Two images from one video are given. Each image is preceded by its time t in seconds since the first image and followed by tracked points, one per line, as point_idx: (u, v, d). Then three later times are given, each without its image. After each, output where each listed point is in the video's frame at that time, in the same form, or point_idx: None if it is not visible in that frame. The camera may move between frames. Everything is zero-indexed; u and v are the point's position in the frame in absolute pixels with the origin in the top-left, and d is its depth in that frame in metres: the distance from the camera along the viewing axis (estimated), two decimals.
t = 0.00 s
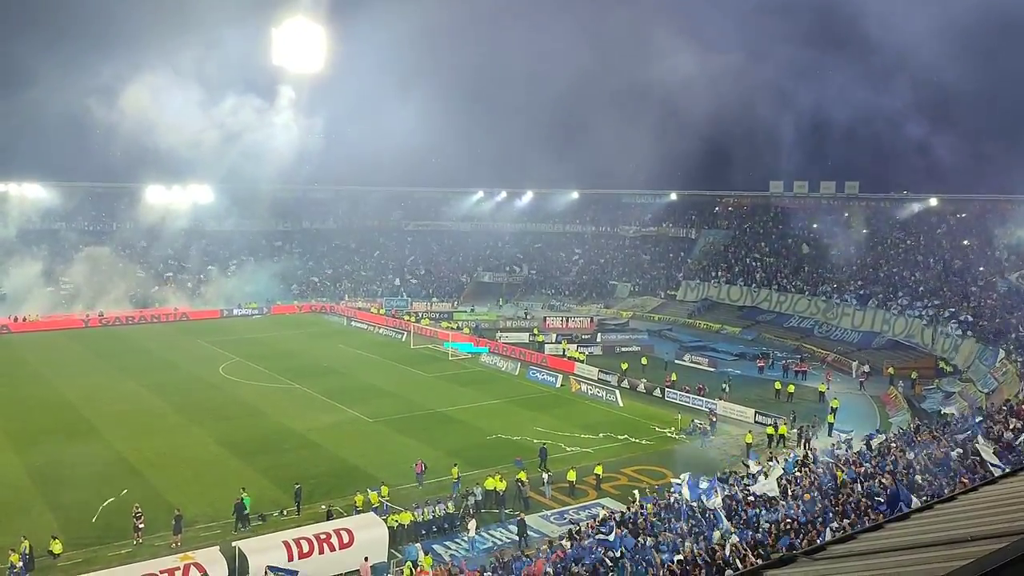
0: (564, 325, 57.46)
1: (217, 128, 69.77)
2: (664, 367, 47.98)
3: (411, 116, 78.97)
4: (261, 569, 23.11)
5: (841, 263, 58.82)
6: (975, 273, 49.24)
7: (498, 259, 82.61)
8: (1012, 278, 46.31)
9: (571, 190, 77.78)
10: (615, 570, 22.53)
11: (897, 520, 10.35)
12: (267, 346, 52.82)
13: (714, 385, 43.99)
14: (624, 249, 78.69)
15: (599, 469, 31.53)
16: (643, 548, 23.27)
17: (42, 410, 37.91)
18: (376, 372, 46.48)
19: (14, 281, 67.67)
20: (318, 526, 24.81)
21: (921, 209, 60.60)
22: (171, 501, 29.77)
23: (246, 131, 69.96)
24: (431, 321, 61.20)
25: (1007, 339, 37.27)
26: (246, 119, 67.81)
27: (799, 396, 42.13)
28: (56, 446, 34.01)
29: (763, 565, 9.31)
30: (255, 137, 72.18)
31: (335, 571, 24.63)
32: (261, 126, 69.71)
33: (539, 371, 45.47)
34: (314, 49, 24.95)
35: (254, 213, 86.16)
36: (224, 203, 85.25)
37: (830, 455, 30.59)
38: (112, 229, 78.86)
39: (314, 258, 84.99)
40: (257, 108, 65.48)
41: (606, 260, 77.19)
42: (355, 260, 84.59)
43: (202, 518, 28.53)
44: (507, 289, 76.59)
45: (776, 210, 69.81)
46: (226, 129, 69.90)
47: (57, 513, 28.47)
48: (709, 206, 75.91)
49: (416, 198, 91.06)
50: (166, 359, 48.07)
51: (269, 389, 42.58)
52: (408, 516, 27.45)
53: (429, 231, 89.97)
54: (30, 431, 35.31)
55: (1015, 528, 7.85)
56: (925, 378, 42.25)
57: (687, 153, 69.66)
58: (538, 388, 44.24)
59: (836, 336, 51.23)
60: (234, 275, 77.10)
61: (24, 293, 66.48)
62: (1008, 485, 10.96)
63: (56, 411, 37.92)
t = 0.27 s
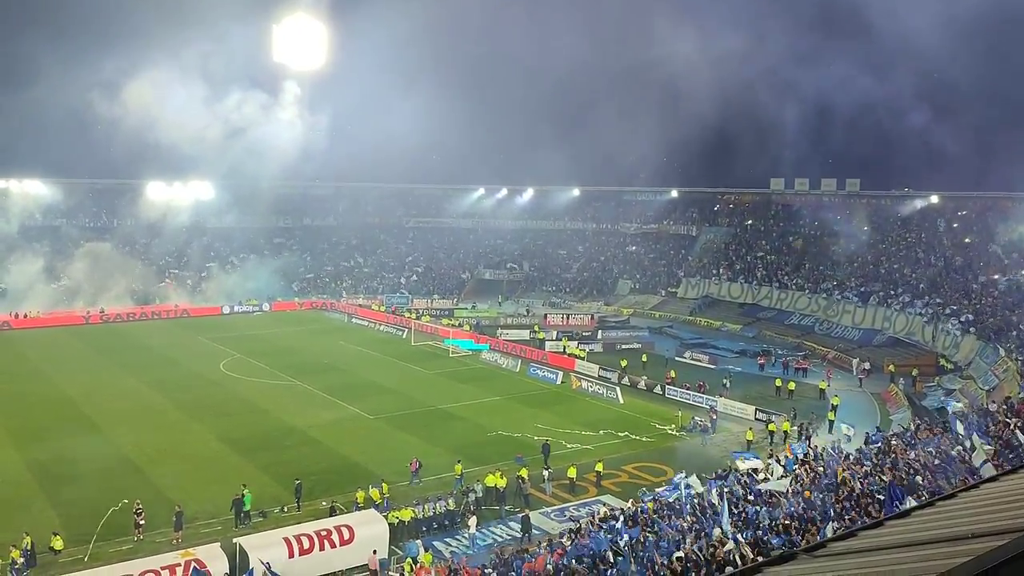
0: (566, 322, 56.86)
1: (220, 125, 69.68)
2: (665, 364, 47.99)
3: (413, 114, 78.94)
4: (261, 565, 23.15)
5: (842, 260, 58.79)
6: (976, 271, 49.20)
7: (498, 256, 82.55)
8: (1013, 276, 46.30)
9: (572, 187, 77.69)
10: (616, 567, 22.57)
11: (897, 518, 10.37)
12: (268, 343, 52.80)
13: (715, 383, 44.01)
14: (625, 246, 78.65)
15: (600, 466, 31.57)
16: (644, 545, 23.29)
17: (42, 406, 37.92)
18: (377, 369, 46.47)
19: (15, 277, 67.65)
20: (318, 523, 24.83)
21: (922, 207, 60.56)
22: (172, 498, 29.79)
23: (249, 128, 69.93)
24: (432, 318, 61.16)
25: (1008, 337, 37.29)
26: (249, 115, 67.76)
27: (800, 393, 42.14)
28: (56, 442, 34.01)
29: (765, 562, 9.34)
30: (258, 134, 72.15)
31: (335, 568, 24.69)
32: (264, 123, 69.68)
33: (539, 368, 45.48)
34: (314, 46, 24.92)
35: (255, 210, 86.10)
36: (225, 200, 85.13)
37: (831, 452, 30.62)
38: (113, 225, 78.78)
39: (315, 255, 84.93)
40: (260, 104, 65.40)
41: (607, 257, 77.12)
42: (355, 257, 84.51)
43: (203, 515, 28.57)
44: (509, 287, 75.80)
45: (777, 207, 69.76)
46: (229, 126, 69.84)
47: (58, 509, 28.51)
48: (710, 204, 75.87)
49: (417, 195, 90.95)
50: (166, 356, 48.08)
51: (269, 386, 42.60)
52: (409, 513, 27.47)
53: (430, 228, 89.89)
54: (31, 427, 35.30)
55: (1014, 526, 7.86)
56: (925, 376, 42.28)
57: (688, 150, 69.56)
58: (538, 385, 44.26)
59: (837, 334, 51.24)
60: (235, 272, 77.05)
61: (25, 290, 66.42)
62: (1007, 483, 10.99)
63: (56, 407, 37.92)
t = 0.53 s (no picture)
0: (565, 319, 57.21)
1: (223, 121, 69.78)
2: (665, 361, 47.98)
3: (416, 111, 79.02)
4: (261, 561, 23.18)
5: (842, 257, 58.76)
6: (976, 268, 49.16)
7: (498, 254, 82.52)
8: (1013, 274, 46.27)
9: (572, 184, 77.64)
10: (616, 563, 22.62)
11: (898, 515, 10.35)
12: (268, 340, 52.81)
13: (714, 380, 44.02)
14: (625, 244, 78.62)
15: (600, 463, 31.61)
16: (643, 542, 23.33)
17: (43, 402, 37.95)
18: (377, 366, 46.44)
19: (16, 273, 67.73)
20: (319, 520, 25.06)
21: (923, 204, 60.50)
22: (172, 494, 29.82)
23: (252, 123, 70.02)
24: (432, 315, 61.09)
25: (1008, 334, 37.28)
26: (251, 111, 67.93)
27: (800, 390, 42.14)
28: (57, 439, 34.03)
29: (765, 559, 9.35)
30: (261, 129, 72.27)
31: (335, 565, 24.89)
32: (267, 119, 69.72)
33: (539, 366, 45.47)
34: (317, 43, 24.92)
35: (255, 206, 86.07)
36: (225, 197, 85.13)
37: (831, 450, 30.66)
38: (114, 221, 78.80)
39: (315, 252, 84.92)
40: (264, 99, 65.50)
41: (607, 254, 77.03)
42: (356, 254, 84.48)
43: (204, 511, 28.61)
44: (509, 284, 74.81)
45: (777, 204, 69.69)
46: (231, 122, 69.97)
47: (58, 505, 28.55)
48: (711, 201, 75.81)
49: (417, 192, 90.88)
50: (166, 352, 48.08)
51: (269, 383, 42.61)
52: (409, 510, 27.51)
53: (430, 225, 89.85)
54: (31, 424, 35.33)
55: (1016, 524, 7.84)
56: (925, 373, 42.31)
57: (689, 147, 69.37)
58: (538, 382, 44.25)
59: (837, 331, 51.25)
60: (235, 269, 77.09)
61: (26, 286, 66.51)
62: (1009, 480, 10.97)
63: (57, 404, 37.95)
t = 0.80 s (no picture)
0: (565, 316, 57.49)
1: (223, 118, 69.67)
2: (665, 358, 47.97)
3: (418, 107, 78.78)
4: (262, 557, 23.25)
5: (842, 254, 58.71)
6: (976, 265, 49.11)
7: (498, 250, 82.48)
8: (1012, 271, 46.22)
9: (572, 181, 77.53)
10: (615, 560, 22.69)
11: (896, 512, 10.38)
12: (268, 337, 52.81)
13: (714, 377, 44.02)
14: (625, 240, 78.59)
15: (599, 459, 31.66)
16: (642, 539, 23.39)
17: (43, 399, 37.97)
18: (376, 363, 46.44)
19: (17, 270, 67.76)
20: (318, 516, 25.17)
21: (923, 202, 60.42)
22: (172, 491, 29.89)
23: (253, 120, 69.88)
24: (432, 313, 61.01)
25: (1008, 332, 37.24)
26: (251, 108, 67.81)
27: (799, 387, 42.12)
28: (56, 435, 34.07)
29: (764, 556, 9.38)
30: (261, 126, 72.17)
31: (334, 561, 25.02)
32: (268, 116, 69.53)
33: (539, 363, 45.46)
34: (317, 41, 24.89)
35: (255, 203, 85.97)
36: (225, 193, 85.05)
37: (830, 447, 30.68)
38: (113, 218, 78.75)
39: (315, 249, 84.87)
40: (264, 96, 65.38)
41: (607, 252, 76.97)
42: (355, 251, 84.42)
43: (204, 508, 28.67)
44: (507, 280, 75.70)
45: (777, 201, 69.60)
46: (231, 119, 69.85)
47: (58, 502, 28.60)
48: (711, 198, 75.71)
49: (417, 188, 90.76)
50: (166, 349, 48.11)
51: (269, 379, 42.64)
52: (408, 507, 27.57)
53: (430, 222, 89.77)
54: (31, 420, 35.36)
55: (1014, 520, 7.85)
56: (924, 371, 42.30)
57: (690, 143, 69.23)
58: (538, 378, 44.25)
59: (836, 328, 51.23)
60: (235, 266, 77.07)
61: (26, 283, 66.54)
62: (1007, 477, 10.99)
63: (57, 400, 37.98)
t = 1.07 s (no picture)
0: (565, 313, 57.43)
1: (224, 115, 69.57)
2: (664, 356, 47.96)
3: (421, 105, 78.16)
4: (262, 554, 23.28)
5: (842, 252, 58.69)
6: (975, 263, 49.11)
7: (498, 248, 82.39)
8: (1012, 269, 46.21)
9: (572, 178, 77.44)
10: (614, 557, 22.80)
11: (896, 509, 10.40)
12: (267, 334, 52.78)
13: (713, 374, 44.03)
14: (624, 238, 78.51)
15: (599, 457, 31.73)
16: (641, 537, 23.46)
17: (42, 395, 37.97)
18: (376, 360, 46.45)
19: (16, 266, 67.76)
20: (318, 513, 25.20)
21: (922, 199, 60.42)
22: (171, 487, 29.95)
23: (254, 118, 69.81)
24: (431, 310, 60.94)
25: (1007, 330, 37.28)
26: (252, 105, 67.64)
27: (798, 385, 42.13)
28: (56, 432, 34.08)
29: (764, 553, 9.40)
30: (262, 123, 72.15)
31: (334, 558, 25.06)
32: (270, 113, 69.39)
33: (538, 360, 45.43)
34: (314, 39, 24.84)
35: (255, 200, 85.86)
36: (225, 191, 84.91)
37: (829, 443, 30.74)
38: (113, 215, 78.68)
39: (315, 246, 84.77)
40: (267, 94, 65.24)
41: (606, 249, 76.91)
42: (355, 248, 84.32)
43: (203, 505, 28.72)
44: (507, 279, 76.47)
45: (777, 199, 69.56)
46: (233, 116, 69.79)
47: (58, 498, 28.65)
48: (710, 195, 75.63)
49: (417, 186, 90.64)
50: (165, 346, 48.13)
51: (269, 376, 42.61)
52: (408, 503, 27.64)
53: (430, 219, 89.69)
54: (30, 417, 35.37)
55: (1014, 518, 7.85)
56: (924, 369, 42.33)
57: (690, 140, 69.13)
58: (537, 376, 44.22)
59: (836, 326, 51.24)
60: (234, 263, 77.01)
61: (26, 279, 66.54)
62: (1006, 475, 11.01)
63: (56, 396, 37.99)
